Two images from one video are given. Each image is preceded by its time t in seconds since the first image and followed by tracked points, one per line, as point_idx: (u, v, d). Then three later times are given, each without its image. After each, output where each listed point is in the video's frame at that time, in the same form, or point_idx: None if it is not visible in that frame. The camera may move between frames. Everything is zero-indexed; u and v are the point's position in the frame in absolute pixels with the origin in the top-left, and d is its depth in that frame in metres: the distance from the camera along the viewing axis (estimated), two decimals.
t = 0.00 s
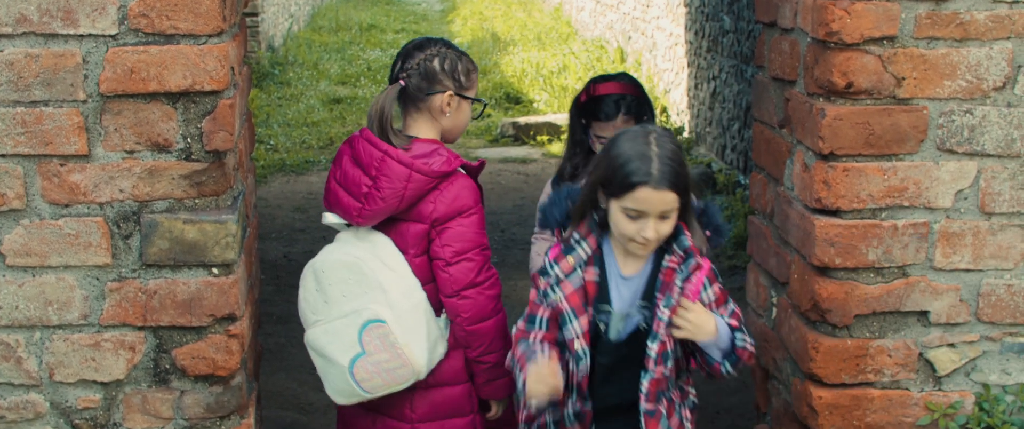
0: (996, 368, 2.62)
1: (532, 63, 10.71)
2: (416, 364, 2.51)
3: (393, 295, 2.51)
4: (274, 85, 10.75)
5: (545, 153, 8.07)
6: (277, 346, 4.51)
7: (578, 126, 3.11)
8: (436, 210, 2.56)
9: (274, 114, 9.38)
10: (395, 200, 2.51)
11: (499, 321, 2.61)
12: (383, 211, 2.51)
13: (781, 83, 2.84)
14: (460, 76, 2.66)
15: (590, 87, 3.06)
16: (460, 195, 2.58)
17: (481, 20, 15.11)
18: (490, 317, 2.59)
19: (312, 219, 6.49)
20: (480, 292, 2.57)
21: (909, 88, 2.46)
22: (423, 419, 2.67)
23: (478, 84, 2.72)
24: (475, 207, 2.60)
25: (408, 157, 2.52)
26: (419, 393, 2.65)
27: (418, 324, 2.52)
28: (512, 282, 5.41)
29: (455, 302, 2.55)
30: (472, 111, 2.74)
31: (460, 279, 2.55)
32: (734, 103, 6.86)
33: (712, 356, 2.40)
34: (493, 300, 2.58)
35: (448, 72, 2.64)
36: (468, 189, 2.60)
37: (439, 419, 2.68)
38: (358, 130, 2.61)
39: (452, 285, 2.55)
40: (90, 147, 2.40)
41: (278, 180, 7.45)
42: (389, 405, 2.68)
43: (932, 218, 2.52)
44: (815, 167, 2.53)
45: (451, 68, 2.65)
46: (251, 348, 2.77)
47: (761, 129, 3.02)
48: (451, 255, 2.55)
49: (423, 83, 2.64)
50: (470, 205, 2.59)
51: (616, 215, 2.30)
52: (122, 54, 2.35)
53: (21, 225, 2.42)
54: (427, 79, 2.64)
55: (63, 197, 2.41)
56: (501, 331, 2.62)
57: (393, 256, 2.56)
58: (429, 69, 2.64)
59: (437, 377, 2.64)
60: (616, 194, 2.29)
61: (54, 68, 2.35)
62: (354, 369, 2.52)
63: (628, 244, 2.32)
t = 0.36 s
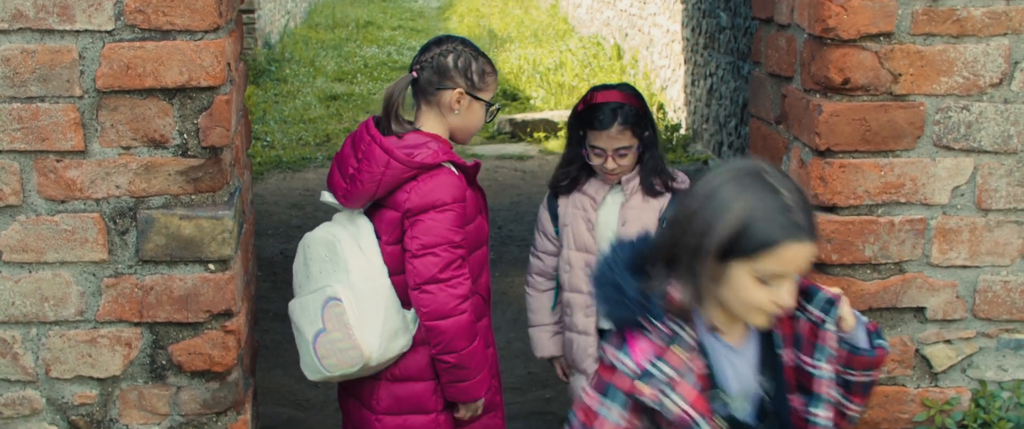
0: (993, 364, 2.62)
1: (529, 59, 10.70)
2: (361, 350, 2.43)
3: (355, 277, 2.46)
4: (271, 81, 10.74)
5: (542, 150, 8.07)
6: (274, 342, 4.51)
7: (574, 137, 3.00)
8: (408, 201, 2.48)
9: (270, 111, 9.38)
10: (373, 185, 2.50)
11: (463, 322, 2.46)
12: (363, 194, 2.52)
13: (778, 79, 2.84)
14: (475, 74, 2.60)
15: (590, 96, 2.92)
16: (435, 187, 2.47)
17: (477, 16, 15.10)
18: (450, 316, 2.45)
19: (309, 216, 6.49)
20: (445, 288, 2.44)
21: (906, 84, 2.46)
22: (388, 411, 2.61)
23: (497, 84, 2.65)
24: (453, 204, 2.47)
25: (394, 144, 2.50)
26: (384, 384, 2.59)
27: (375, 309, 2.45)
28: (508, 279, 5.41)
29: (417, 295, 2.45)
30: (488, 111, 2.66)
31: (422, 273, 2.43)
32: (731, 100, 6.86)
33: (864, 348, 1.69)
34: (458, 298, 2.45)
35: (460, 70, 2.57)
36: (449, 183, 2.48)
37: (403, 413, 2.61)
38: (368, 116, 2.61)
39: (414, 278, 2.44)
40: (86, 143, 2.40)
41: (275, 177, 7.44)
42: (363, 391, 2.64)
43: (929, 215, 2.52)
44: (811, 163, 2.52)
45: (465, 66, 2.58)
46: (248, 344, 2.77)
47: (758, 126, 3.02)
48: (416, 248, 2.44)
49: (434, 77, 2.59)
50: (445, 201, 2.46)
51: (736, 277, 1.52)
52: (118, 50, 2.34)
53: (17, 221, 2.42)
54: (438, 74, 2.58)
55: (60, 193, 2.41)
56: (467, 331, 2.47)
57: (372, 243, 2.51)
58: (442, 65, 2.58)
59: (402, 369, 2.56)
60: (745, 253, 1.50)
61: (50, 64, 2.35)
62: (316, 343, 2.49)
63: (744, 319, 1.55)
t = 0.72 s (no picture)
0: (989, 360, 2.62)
1: (526, 56, 10.69)
2: (362, 350, 2.44)
3: (353, 276, 2.45)
4: (268, 78, 10.73)
5: (540, 146, 8.06)
6: (270, 339, 4.51)
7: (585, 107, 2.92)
8: (406, 201, 2.47)
9: (267, 107, 9.37)
10: (369, 185, 2.48)
11: (470, 320, 2.47)
12: (359, 194, 2.50)
13: (774, 74, 2.84)
14: (463, 69, 2.57)
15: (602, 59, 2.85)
16: (433, 184, 2.46)
17: (475, 13, 15.09)
18: (458, 315, 2.46)
19: (305, 212, 6.49)
20: (449, 287, 2.44)
21: (902, 80, 2.46)
22: (394, 411, 2.61)
23: (486, 74, 2.63)
24: (453, 201, 2.46)
25: (388, 144, 2.48)
26: (389, 383, 2.59)
27: (374, 309, 2.44)
28: (505, 275, 5.41)
29: (423, 296, 2.45)
30: (481, 101, 2.65)
31: (427, 273, 2.43)
32: (727, 96, 6.86)
33: None
34: (464, 297, 2.46)
35: (446, 66, 2.55)
36: (447, 181, 2.48)
37: (410, 413, 2.61)
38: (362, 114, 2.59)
39: (419, 279, 2.44)
40: (82, 138, 2.40)
41: (272, 173, 7.44)
42: (368, 391, 2.64)
43: (924, 210, 2.53)
44: (808, 158, 2.53)
45: (450, 61, 2.56)
46: (244, 340, 2.77)
47: (754, 121, 3.02)
48: (418, 249, 2.44)
49: (420, 75, 2.57)
50: (445, 199, 2.46)
51: None
52: (113, 45, 2.34)
53: (12, 217, 2.42)
54: (425, 72, 2.56)
55: (55, 188, 2.41)
56: (474, 329, 2.49)
57: (370, 242, 2.50)
58: (427, 61, 2.56)
59: (406, 369, 2.56)
60: None
61: (46, 58, 2.35)
62: (316, 343, 2.49)
63: None
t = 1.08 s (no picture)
0: (985, 357, 2.62)
1: (523, 52, 10.69)
2: (361, 361, 2.43)
3: (346, 285, 2.44)
4: (265, 73, 10.73)
5: (537, 142, 8.07)
6: (267, 334, 4.51)
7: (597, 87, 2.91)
8: (407, 210, 2.45)
9: (265, 103, 9.37)
10: (360, 192, 2.45)
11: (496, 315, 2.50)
12: (349, 201, 2.47)
13: (771, 71, 2.84)
14: (443, 63, 2.56)
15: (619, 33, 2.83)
16: (433, 192, 2.45)
17: (472, 9, 15.08)
18: (486, 312, 2.48)
19: (303, 207, 6.49)
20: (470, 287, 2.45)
21: (899, 77, 2.46)
22: (392, 418, 2.60)
23: (469, 64, 2.60)
24: (454, 205, 2.45)
25: (379, 149, 2.46)
26: (386, 391, 2.59)
27: (369, 317, 2.44)
28: (502, 271, 5.41)
29: (446, 305, 2.45)
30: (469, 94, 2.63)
31: (446, 283, 2.43)
32: (725, 92, 6.86)
33: None
34: (486, 291, 2.47)
35: (424, 62, 2.54)
36: (443, 186, 2.46)
37: (408, 420, 2.60)
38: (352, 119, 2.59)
39: (439, 291, 2.44)
40: (80, 133, 2.40)
41: (269, 169, 7.43)
42: (365, 398, 2.63)
43: (921, 207, 2.53)
44: (805, 155, 2.53)
45: (428, 58, 2.54)
46: (240, 335, 2.77)
47: (751, 118, 3.02)
48: (428, 259, 2.42)
49: (401, 77, 2.56)
50: (446, 204, 2.45)
51: None
52: (111, 41, 2.34)
53: (9, 212, 2.42)
54: (404, 73, 2.55)
55: (53, 184, 2.41)
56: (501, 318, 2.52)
57: (360, 247, 2.49)
58: (405, 62, 2.55)
59: (402, 374, 2.57)
60: None
61: (43, 54, 2.34)
62: (312, 353, 2.47)
63: None
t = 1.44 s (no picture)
0: (984, 355, 2.63)
1: (522, 50, 10.69)
2: (365, 351, 2.42)
3: (362, 275, 2.43)
4: (264, 72, 10.72)
5: (535, 140, 8.07)
6: (265, 333, 4.51)
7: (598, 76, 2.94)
8: (434, 212, 2.47)
9: (263, 101, 9.36)
10: (388, 190, 2.45)
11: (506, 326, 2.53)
12: (372, 198, 2.46)
13: (770, 69, 2.84)
14: (461, 67, 2.56)
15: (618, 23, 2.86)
16: (462, 197, 2.47)
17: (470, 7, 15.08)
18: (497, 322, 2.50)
19: (301, 206, 6.48)
20: (488, 294, 2.49)
21: (898, 75, 2.46)
22: (384, 415, 2.59)
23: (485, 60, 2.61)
24: (479, 211, 2.49)
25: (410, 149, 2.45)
26: (380, 387, 2.58)
27: (379, 311, 2.44)
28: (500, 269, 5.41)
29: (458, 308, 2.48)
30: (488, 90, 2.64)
31: (464, 287, 2.47)
32: (723, 91, 6.86)
33: None
34: (500, 303, 2.50)
35: (443, 69, 2.55)
36: (472, 193, 2.48)
37: (400, 418, 2.59)
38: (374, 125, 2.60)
39: (456, 294, 2.47)
40: (79, 131, 2.39)
41: (268, 167, 7.43)
42: (356, 394, 2.62)
43: (920, 205, 2.53)
44: (803, 153, 2.53)
45: (446, 64, 2.55)
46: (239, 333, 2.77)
47: (750, 116, 3.03)
48: (452, 263, 2.45)
49: (423, 87, 2.57)
50: (473, 210, 2.48)
51: None
52: (110, 39, 2.34)
53: (8, 210, 2.41)
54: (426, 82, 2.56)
55: (52, 182, 2.41)
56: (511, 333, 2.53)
57: (376, 235, 2.50)
58: (426, 71, 2.55)
59: (399, 371, 2.56)
60: None
61: (42, 52, 2.34)
62: (312, 340, 2.44)
63: None
